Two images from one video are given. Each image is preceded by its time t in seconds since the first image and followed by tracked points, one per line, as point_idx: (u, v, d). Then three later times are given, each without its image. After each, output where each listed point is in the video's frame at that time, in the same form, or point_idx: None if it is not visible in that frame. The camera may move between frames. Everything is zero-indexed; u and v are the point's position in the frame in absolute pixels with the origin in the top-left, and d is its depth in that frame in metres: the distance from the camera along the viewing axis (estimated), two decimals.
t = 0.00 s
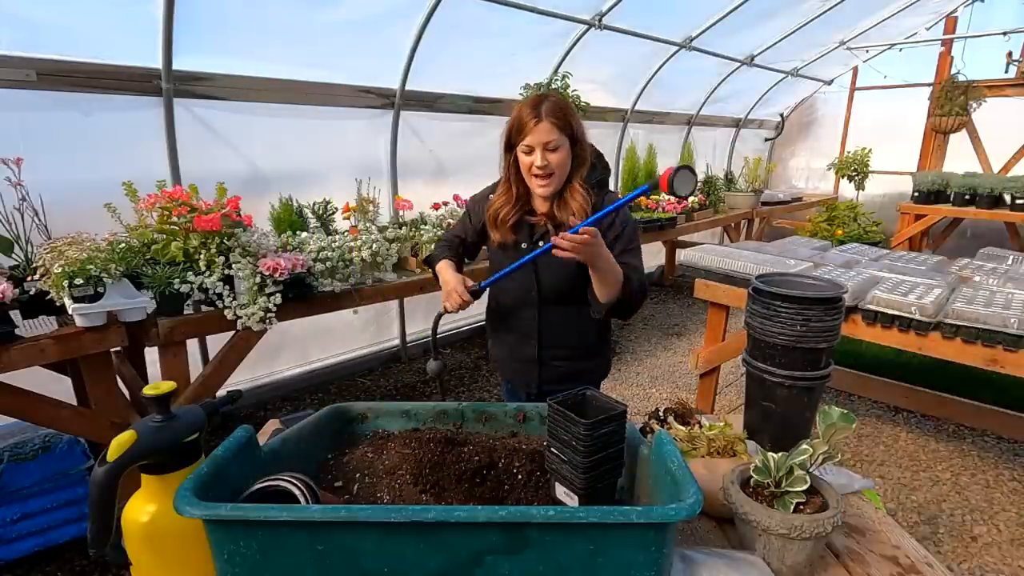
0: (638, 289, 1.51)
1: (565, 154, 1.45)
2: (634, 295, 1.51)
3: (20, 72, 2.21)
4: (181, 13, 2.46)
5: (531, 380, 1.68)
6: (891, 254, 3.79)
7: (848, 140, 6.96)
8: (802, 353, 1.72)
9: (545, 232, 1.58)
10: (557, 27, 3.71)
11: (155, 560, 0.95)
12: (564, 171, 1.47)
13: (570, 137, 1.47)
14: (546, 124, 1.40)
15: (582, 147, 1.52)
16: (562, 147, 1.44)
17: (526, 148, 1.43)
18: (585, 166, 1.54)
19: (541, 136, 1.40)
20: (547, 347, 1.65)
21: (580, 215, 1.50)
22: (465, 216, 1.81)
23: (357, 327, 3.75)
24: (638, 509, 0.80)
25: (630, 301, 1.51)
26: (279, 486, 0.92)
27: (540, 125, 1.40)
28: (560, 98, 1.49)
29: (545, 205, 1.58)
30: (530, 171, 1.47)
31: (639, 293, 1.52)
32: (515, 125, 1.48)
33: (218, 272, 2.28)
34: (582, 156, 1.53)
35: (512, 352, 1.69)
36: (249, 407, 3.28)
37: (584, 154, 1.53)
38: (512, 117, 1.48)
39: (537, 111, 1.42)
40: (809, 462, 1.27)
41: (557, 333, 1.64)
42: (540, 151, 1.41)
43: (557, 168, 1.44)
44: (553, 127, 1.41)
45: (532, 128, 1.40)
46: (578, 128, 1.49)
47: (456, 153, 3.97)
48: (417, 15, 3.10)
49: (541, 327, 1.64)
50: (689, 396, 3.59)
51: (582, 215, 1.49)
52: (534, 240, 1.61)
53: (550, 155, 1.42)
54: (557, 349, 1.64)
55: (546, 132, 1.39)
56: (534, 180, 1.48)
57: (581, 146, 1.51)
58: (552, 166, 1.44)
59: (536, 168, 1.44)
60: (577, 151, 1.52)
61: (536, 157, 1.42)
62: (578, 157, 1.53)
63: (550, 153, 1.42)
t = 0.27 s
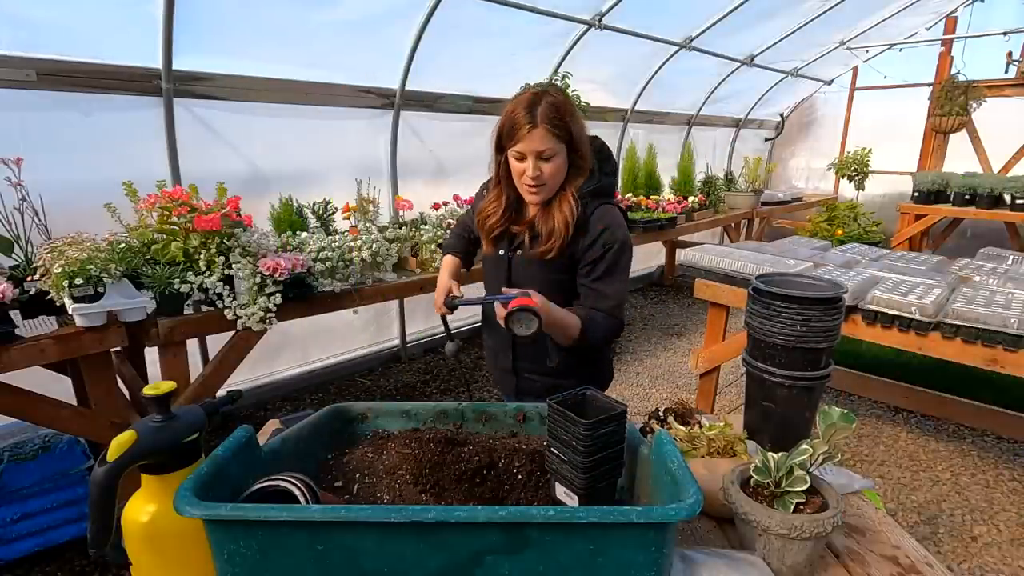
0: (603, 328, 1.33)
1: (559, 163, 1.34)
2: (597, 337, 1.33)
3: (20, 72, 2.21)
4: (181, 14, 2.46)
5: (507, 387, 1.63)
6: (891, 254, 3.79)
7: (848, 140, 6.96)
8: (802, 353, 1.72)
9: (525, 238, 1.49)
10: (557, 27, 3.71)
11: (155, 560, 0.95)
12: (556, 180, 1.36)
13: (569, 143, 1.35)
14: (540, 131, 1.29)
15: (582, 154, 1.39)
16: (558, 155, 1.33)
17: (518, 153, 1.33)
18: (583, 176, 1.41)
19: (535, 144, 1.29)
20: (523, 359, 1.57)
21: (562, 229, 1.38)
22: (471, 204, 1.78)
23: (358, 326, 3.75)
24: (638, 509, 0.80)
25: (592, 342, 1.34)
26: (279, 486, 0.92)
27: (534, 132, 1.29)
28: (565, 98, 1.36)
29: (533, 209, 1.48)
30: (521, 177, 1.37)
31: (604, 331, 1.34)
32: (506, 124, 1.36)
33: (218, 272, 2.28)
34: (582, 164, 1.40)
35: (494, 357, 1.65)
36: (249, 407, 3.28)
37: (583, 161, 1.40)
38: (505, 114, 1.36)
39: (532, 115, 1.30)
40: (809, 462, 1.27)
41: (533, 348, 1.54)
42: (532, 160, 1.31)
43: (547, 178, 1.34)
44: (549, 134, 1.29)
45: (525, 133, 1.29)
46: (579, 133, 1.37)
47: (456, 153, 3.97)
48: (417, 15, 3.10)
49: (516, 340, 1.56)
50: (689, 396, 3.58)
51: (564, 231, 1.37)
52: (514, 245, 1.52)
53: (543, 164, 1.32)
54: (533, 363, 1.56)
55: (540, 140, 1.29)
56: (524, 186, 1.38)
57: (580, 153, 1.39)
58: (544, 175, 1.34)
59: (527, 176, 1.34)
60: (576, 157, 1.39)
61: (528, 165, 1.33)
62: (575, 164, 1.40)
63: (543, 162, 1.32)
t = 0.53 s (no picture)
0: (572, 354, 1.24)
1: (556, 169, 1.31)
2: (564, 363, 1.24)
3: (20, 72, 2.21)
4: (181, 13, 2.46)
5: (492, 389, 1.67)
6: (891, 254, 3.79)
7: (848, 140, 6.96)
8: (802, 353, 1.72)
9: (516, 242, 1.46)
10: (557, 27, 3.71)
11: (155, 560, 0.95)
12: (552, 186, 1.33)
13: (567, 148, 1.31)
14: (539, 137, 1.25)
15: (581, 160, 1.35)
16: (555, 162, 1.30)
17: (514, 158, 1.30)
18: (581, 183, 1.37)
19: (532, 150, 1.26)
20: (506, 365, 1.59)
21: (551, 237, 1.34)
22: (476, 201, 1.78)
23: (358, 326, 3.75)
24: (638, 509, 0.80)
25: (558, 369, 1.24)
26: (279, 486, 0.92)
27: (532, 138, 1.25)
28: (567, 102, 1.32)
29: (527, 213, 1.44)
30: (516, 181, 1.34)
31: (574, 355, 1.25)
32: (501, 125, 1.31)
33: (218, 272, 2.28)
34: (581, 170, 1.36)
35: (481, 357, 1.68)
36: (249, 407, 3.28)
37: (582, 168, 1.36)
38: (502, 115, 1.32)
39: (530, 119, 1.25)
40: (808, 462, 1.27)
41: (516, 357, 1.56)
42: (529, 166, 1.29)
43: (542, 184, 1.31)
44: (547, 140, 1.26)
45: (522, 138, 1.26)
46: (579, 139, 1.32)
47: (456, 153, 3.97)
48: (417, 15, 3.10)
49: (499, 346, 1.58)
50: (689, 396, 3.58)
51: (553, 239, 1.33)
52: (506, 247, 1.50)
53: (540, 171, 1.29)
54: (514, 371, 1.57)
55: (537, 147, 1.25)
56: (519, 190, 1.35)
57: (580, 159, 1.34)
58: (540, 182, 1.31)
59: (523, 181, 1.31)
60: (574, 163, 1.35)
61: (524, 171, 1.30)
62: (573, 170, 1.36)
63: (540, 169, 1.29)
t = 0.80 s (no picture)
0: (602, 356, 1.23)
1: (551, 171, 1.30)
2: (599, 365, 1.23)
3: (20, 72, 2.21)
4: (181, 13, 2.45)
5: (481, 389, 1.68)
6: (891, 254, 3.79)
7: (848, 140, 6.95)
8: (802, 353, 1.72)
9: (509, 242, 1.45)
10: (557, 27, 3.71)
11: (155, 560, 0.95)
12: (547, 189, 1.32)
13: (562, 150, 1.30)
14: (534, 139, 1.24)
15: (575, 161, 1.34)
16: (550, 163, 1.29)
17: (509, 160, 1.28)
18: (575, 184, 1.36)
19: (527, 152, 1.25)
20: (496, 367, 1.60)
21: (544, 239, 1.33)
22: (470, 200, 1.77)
23: (358, 326, 3.75)
24: (638, 509, 0.80)
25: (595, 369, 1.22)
26: (279, 486, 0.92)
27: (528, 140, 1.23)
28: (561, 102, 1.31)
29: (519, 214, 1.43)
30: (510, 183, 1.32)
31: (603, 358, 1.24)
32: (495, 125, 1.29)
33: (218, 272, 2.28)
34: (575, 171, 1.35)
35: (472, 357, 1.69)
36: (249, 407, 3.28)
37: (576, 170, 1.35)
38: (495, 115, 1.30)
39: (525, 120, 1.24)
40: (809, 462, 1.27)
41: (506, 361, 1.56)
42: (525, 169, 1.27)
43: (536, 186, 1.30)
44: (542, 143, 1.25)
45: (517, 141, 1.24)
46: (573, 140, 1.31)
47: (456, 153, 3.97)
48: (417, 15, 3.10)
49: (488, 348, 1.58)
50: (689, 396, 3.58)
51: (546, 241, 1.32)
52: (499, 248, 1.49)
53: (535, 174, 1.28)
54: (503, 373, 1.58)
55: (534, 150, 1.24)
56: (513, 193, 1.34)
57: (574, 160, 1.33)
58: (535, 184, 1.30)
59: (518, 184, 1.30)
60: (569, 165, 1.34)
61: (519, 174, 1.29)
62: (568, 172, 1.35)
63: (536, 171, 1.28)
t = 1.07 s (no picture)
0: (644, 321, 1.12)
1: (546, 173, 1.30)
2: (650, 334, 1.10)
3: (20, 72, 2.21)
4: (181, 14, 2.45)
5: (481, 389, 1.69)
6: (891, 254, 3.79)
7: (848, 140, 6.95)
8: (802, 353, 1.72)
9: (509, 244, 1.45)
10: (557, 27, 3.71)
11: (155, 560, 0.95)
12: (544, 190, 1.32)
13: (557, 150, 1.30)
14: (528, 142, 1.24)
15: (572, 161, 1.33)
16: (546, 165, 1.29)
17: (504, 163, 1.29)
18: (572, 184, 1.35)
19: (522, 155, 1.25)
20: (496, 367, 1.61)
21: (544, 240, 1.32)
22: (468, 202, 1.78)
23: (358, 326, 3.75)
24: (638, 509, 0.80)
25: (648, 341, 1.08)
26: (279, 486, 0.92)
27: (522, 143, 1.24)
28: (555, 102, 1.30)
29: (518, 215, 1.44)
30: (506, 185, 1.33)
31: (647, 322, 1.12)
32: (489, 129, 1.29)
33: (218, 272, 2.28)
34: (571, 171, 1.35)
35: (475, 357, 1.70)
36: (249, 407, 3.28)
37: (573, 169, 1.34)
38: (488, 118, 1.30)
39: (518, 122, 1.24)
40: (809, 462, 1.27)
41: (508, 362, 1.56)
42: (520, 171, 1.28)
43: (532, 188, 1.30)
44: (536, 145, 1.25)
45: (512, 144, 1.24)
46: (568, 140, 1.31)
47: (456, 154, 3.97)
48: (417, 15, 3.10)
49: (491, 348, 1.59)
50: (689, 396, 3.58)
51: (545, 242, 1.32)
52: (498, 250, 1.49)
53: (531, 176, 1.29)
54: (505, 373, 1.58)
55: (527, 153, 1.25)
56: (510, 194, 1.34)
57: (570, 159, 1.33)
58: (531, 186, 1.30)
59: (514, 187, 1.30)
60: (565, 164, 1.34)
61: (514, 176, 1.29)
62: (564, 171, 1.35)
63: (531, 173, 1.29)
